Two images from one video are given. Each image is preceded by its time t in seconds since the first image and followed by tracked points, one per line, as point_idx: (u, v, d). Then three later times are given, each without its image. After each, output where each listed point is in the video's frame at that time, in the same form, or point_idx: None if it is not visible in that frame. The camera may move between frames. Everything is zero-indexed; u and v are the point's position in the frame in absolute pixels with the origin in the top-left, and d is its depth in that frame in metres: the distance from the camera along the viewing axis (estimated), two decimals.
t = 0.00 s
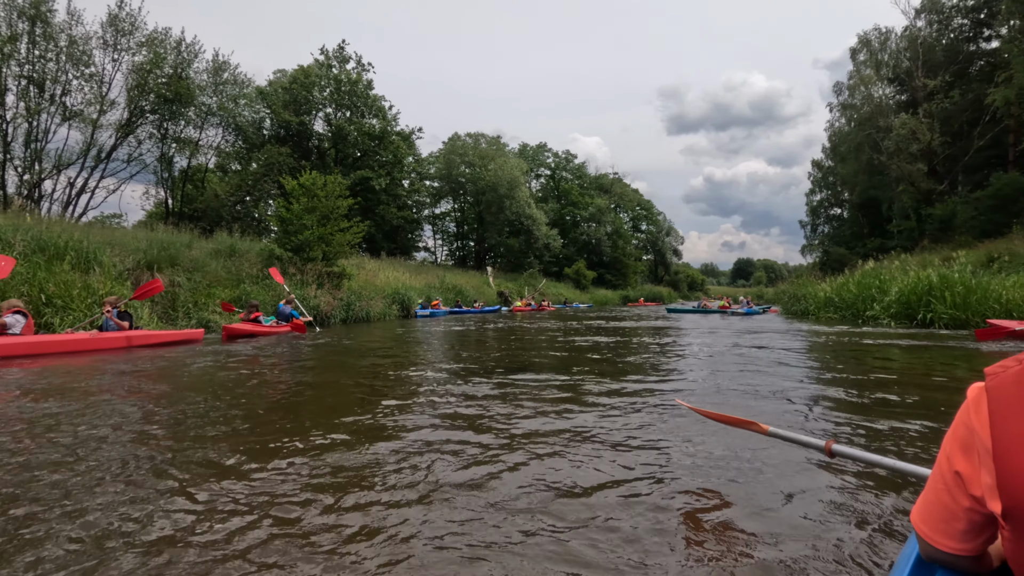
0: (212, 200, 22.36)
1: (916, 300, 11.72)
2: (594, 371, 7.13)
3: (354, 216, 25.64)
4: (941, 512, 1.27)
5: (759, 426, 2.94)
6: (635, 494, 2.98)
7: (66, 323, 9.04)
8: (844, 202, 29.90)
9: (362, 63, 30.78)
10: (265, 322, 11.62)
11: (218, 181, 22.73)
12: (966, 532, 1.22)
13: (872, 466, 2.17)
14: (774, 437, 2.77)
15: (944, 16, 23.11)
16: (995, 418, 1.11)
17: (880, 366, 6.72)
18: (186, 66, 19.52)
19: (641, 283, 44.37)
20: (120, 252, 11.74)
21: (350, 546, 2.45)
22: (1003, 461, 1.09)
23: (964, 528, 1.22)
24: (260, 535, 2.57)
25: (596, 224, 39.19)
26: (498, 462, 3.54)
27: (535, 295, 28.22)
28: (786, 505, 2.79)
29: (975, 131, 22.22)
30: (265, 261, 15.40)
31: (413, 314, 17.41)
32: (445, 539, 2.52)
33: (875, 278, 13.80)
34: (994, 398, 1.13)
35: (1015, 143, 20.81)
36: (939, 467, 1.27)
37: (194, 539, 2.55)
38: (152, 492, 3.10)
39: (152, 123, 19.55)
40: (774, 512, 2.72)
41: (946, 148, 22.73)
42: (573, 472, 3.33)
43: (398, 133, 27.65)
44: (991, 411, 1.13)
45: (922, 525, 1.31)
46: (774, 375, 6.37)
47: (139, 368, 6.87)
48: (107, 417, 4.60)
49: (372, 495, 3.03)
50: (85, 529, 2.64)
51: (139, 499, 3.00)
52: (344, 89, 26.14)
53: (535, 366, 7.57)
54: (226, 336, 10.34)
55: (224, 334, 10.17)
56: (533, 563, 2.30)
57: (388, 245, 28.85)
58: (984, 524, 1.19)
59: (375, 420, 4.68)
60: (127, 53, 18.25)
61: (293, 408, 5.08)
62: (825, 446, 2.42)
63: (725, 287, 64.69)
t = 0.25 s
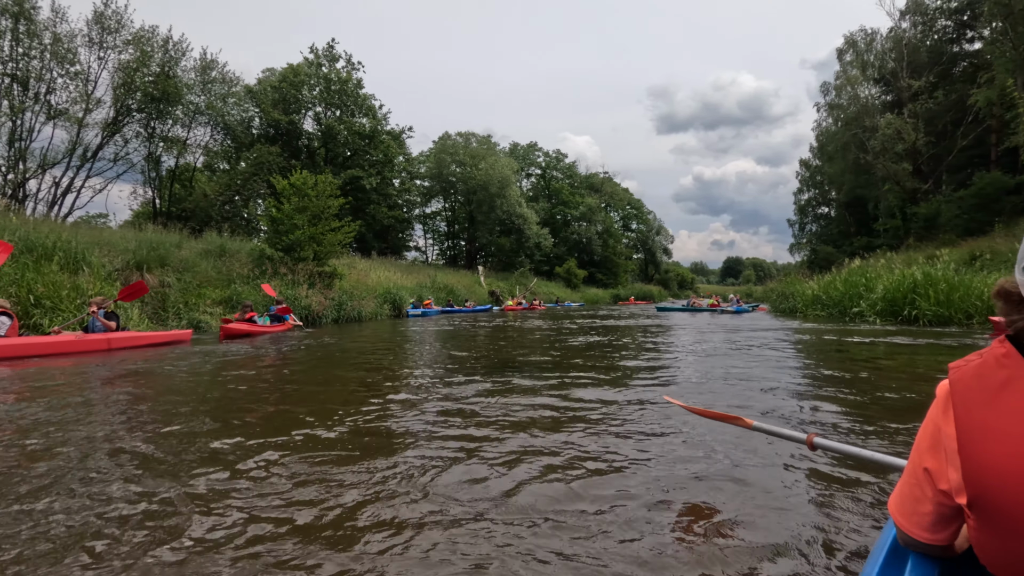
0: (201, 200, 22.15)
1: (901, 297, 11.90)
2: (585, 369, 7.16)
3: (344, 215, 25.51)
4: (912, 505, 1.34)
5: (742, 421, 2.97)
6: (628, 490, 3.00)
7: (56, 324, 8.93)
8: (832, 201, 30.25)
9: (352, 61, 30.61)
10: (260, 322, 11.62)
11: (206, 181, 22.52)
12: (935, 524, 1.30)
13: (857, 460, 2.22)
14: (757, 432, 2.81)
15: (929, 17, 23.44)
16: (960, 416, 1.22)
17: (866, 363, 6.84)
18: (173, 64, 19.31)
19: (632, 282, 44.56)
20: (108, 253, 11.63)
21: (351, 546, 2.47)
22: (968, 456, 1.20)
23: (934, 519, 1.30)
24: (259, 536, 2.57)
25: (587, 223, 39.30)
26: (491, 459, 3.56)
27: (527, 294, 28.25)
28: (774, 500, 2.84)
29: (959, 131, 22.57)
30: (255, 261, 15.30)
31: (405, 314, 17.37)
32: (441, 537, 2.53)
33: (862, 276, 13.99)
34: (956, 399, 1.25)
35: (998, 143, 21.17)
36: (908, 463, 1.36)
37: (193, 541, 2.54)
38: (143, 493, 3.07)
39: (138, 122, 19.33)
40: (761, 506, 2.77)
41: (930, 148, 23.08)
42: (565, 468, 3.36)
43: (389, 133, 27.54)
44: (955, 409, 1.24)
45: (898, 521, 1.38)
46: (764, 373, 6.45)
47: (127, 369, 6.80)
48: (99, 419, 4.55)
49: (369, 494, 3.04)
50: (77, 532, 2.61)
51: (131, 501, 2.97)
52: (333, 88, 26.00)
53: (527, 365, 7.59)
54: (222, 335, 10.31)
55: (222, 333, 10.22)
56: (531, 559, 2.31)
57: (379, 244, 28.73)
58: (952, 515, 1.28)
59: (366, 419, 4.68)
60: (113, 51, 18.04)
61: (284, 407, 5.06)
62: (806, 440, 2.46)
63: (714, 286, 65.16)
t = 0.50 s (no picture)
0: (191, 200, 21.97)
1: (888, 296, 12.05)
2: (577, 369, 7.20)
3: (336, 215, 25.40)
4: (878, 494, 1.41)
5: (703, 418, 3.03)
6: (619, 488, 3.05)
7: (46, 325, 8.85)
8: (820, 201, 30.55)
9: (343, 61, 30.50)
10: (256, 322, 11.71)
11: (196, 181, 22.34)
12: (892, 507, 1.40)
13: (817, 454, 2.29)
14: (718, 429, 2.85)
15: (914, 20, 23.76)
16: (933, 415, 1.25)
17: (854, 362, 6.93)
18: (162, 63, 19.13)
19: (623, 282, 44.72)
20: (98, 253, 11.55)
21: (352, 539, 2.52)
22: (940, 455, 1.24)
23: (899, 507, 1.39)
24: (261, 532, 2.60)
25: (578, 224, 39.41)
26: (483, 458, 3.60)
27: (519, 295, 28.28)
28: (761, 497, 2.90)
29: (944, 132, 22.90)
30: (247, 261, 15.20)
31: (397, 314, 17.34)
32: (438, 534, 2.57)
33: (850, 275, 14.15)
34: (931, 397, 1.26)
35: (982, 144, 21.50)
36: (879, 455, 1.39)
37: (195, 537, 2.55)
38: (138, 493, 3.06)
39: (127, 121, 19.13)
40: (746, 502, 2.84)
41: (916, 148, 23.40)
42: (556, 466, 3.40)
43: (380, 133, 27.46)
44: (930, 409, 1.25)
45: (862, 506, 1.44)
46: (753, 372, 6.53)
47: (117, 371, 6.75)
48: (89, 421, 4.52)
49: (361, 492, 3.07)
50: (76, 532, 2.61)
51: (126, 501, 2.98)
52: (325, 88, 25.88)
53: (519, 364, 7.61)
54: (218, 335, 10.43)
55: (218, 333, 10.34)
56: (527, 555, 2.36)
57: (370, 245, 28.62)
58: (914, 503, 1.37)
59: (358, 419, 4.69)
60: (101, 50, 17.86)
61: (275, 408, 5.05)
62: (767, 436, 2.51)
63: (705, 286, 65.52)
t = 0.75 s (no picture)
0: (186, 199, 21.86)
1: (880, 296, 12.15)
2: (572, 368, 7.23)
3: (331, 214, 25.33)
4: (858, 495, 1.39)
5: (674, 433, 3.04)
6: (614, 488, 3.08)
7: (42, 323, 8.82)
8: (814, 201, 30.74)
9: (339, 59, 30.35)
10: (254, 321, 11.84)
11: (190, 179, 22.23)
12: (872, 509, 1.39)
13: (789, 465, 2.31)
14: (688, 443, 2.87)
15: (908, 22, 23.93)
16: (912, 417, 1.27)
17: (845, 362, 7.00)
18: (156, 60, 19.00)
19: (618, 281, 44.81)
20: (93, 251, 11.50)
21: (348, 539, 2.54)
22: (920, 454, 1.26)
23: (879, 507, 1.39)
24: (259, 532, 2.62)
25: (574, 222, 39.48)
26: (478, 457, 3.62)
27: (514, 294, 28.30)
28: (752, 497, 2.94)
29: (936, 133, 23.08)
30: (243, 260, 15.17)
31: (392, 313, 17.32)
32: (434, 534, 2.60)
33: (842, 275, 14.26)
34: (911, 398, 1.28)
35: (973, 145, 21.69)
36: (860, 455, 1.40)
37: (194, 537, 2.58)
38: (134, 491, 3.12)
39: (120, 118, 19.01)
40: (737, 502, 2.88)
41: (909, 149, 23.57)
42: (551, 466, 3.43)
43: (376, 131, 27.37)
44: (910, 410, 1.27)
45: (841, 510, 1.42)
46: (746, 371, 6.59)
47: (111, 370, 6.72)
48: (86, 420, 4.54)
49: (354, 490, 3.10)
50: (74, 532, 2.63)
51: (124, 501, 2.99)
52: (320, 86, 25.78)
53: (514, 364, 7.63)
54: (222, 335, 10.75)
55: (221, 334, 10.61)
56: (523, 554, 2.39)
57: (366, 243, 28.57)
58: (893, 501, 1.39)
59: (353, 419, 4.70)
60: (94, 46, 17.74)
61: (270, 407, 5.05)
62: (740, 449, 2.53)
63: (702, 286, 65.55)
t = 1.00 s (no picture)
0: (179, 196, 21.71)
1: (871, 295, 12.27)
2: (567, 367, 7.25)
3: (325, 211, 25.23)
4: (841, 488, 1.43)
5: (670, 431, 3.07)
6: (608, 486, 3.11)
7: (35, 320, 8.78)
8: (807, 200, 30.94)
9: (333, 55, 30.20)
10: (249, 318, 11.84)
11: (183, 175, 22.08)
12: (854, 501, 1.43)
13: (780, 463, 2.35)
14: (683, 441, 2.91)
15: (900, 23, 24.12)
16: (893, 414, 1.30)
17: (836, 360, 7.08)
18: (148, 55, 18.86)
19: (612, 280, 44.89)
20: (86, 248, 11.43)
21: (340, 536, 2.57)
22: (900, 449, 1.29)
23: (861, 501, 1.42)
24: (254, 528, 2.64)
25: (568, 221, 39.53)
26: (472, 455, 3.66)
27: (508, 292, 28.29)
28: (745, 494, 2.97)
29: (927, 134, 23.28)
30: (237, 258, 15.12)
31: (387, 311, 17.28)
32: (427, 529, 2.63)
33: (834, 274, 14.38)
34: (891, 396, 1.31)
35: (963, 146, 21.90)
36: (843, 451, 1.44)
37: (188, 533, 2.60)
38: (130, 488, 3.14)
39: (112, 114, 18.85)
40: (729, 499, 2.91)
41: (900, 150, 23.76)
42: (545, 464, 3.47)
43: (370, 128, 27.27)
44: (890, 406, 1.30)
45: (826, 502, 1.47)
46: (739, 370, 6.66)
47: (103, 367, 6.68)
48: (82, 417, 4.54)
49: (348, 488, 3.12)
50: (70, 529, 2.64)
51: (119, 497, 3.01)
52: (314, 83, 25.66)
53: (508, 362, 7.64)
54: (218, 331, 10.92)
55: (216, 329, 10.73)
56: (516, 551, 2.42)
57: (360, 241, 28.48)
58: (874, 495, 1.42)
59: (348, 417, 4.71)
60: (85, 41, 17.58)
61: (264, 406, 5.05)
62: (734, 447, 2.57)
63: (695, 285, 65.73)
